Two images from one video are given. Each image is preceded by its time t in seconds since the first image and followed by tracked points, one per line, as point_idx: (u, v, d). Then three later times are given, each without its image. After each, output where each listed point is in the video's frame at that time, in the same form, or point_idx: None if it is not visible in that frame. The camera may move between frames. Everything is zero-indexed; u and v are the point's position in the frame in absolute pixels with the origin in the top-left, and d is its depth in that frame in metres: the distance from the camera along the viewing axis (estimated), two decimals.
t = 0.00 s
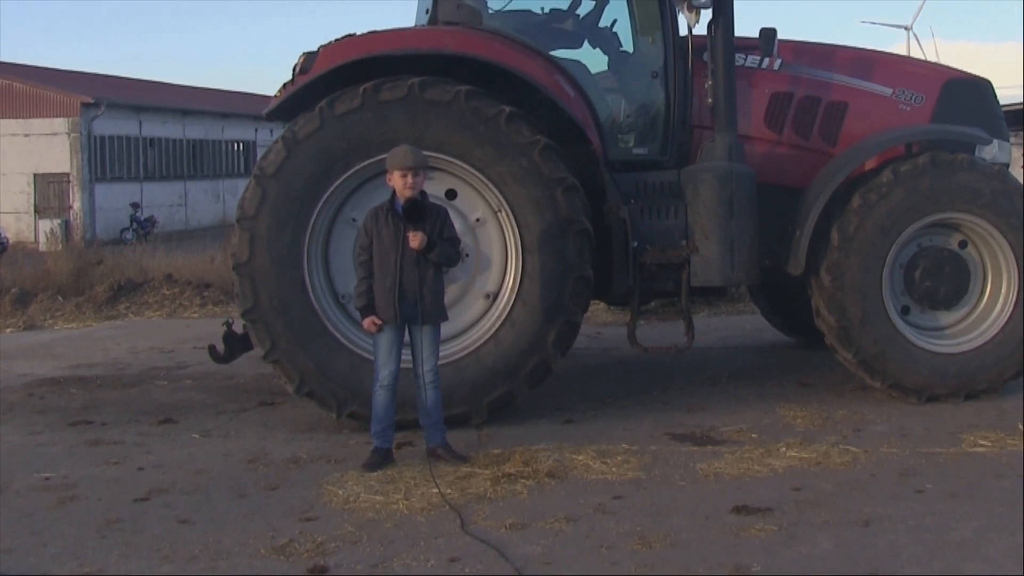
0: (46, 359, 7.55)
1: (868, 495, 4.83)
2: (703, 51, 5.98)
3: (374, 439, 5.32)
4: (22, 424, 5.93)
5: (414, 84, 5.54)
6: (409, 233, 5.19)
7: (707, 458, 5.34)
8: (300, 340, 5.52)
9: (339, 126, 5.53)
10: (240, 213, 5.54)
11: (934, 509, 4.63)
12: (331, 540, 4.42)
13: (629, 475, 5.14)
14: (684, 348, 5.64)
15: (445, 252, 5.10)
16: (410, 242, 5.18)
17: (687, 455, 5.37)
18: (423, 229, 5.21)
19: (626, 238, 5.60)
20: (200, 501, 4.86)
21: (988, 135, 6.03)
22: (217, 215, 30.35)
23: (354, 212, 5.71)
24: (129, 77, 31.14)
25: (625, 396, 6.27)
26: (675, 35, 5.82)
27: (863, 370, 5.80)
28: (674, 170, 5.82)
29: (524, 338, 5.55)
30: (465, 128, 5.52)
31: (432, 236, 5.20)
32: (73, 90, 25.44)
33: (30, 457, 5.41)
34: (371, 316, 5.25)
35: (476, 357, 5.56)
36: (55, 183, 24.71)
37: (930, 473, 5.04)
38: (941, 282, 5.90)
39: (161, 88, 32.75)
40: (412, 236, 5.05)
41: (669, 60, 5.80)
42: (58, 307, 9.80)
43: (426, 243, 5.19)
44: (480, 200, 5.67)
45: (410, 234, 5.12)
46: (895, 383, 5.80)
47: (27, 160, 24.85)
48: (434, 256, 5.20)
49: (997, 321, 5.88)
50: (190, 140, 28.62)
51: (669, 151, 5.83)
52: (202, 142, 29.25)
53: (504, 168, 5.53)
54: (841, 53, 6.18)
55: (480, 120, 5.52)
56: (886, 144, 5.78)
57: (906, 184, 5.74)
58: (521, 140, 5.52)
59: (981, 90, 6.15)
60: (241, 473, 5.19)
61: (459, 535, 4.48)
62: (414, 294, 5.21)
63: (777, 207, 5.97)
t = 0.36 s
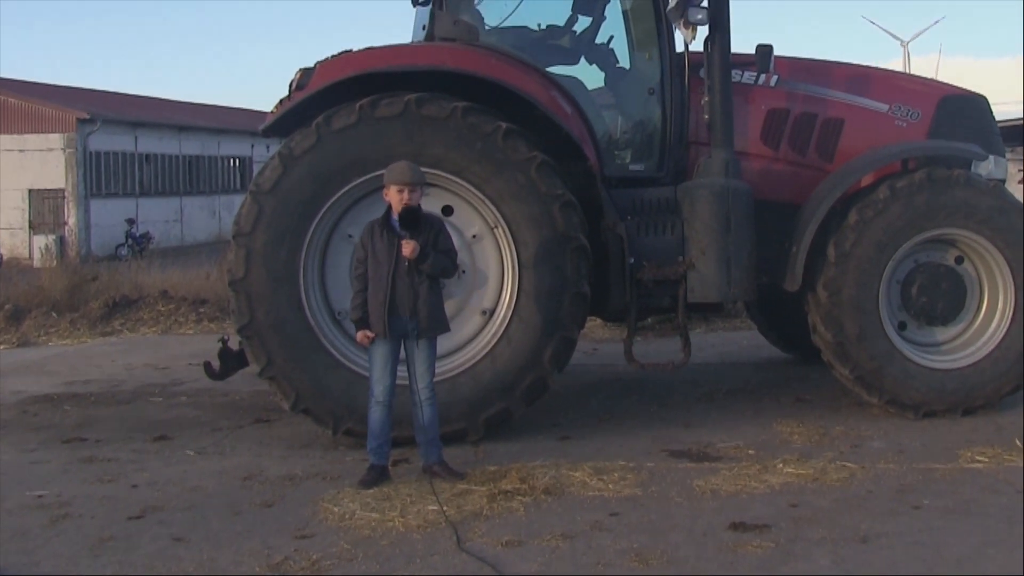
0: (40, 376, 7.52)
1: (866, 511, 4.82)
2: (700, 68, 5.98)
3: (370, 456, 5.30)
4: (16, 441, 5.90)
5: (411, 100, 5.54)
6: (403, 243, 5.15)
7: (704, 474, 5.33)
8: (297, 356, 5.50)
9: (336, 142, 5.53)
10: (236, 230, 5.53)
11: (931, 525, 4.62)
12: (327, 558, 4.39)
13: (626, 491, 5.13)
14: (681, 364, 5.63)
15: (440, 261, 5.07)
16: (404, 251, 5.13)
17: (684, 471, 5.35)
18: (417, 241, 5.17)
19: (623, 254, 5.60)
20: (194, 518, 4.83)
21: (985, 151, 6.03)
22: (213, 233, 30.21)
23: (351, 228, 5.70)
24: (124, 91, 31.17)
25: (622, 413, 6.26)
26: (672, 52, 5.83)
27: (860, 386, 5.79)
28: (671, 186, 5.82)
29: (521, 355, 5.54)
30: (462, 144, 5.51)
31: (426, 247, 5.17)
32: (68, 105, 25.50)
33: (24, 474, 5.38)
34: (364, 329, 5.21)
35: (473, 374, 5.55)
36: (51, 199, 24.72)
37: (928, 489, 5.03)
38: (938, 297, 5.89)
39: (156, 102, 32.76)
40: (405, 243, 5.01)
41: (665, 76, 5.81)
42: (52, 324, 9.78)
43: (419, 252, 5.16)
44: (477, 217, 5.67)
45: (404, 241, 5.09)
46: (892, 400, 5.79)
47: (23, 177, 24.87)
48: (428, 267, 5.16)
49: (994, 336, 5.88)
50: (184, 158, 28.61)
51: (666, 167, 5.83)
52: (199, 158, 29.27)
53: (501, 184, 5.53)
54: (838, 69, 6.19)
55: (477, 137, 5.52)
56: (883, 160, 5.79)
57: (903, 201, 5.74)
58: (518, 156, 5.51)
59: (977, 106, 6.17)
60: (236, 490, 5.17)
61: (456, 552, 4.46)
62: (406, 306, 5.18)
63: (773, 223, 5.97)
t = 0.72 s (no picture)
0: (38, 399, 7.51)
1: (866, 534, 4.80)
2: (699, 90, 5.97)
3: (368, 479, 5.28)
4: (13, 465, 5.89)
5: (409, 122, 5.55)
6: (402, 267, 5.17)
7: (703, 497, 5.32)
8: (294, 379, 5.49)
9: (334, 165, 5.53)
10: (235, 252, 5.52)
11: (931, 547, 4.61)
12: None
13: (624, 515, 5.11)
14: (680, 388, 5.62)
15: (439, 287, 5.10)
16: (402, 275, 5.14)
17: (683, 494, 5.34)
18: (416, 265, 5.20)
19: (622, 277, 5.58)
20: (192, 541, 4.82)
21: (984, 173, 6.03)
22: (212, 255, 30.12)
23: (349, 251, 5.70)
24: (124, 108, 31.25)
25: (621, 436, 6.24)
26: (671, 74, 5.84)
27: (860, 408, 5.78)
28: (669, 208, 5.82)
29: (519, 378, 5.53)
30: (460, 166, 5.52)
31: (425, 272, 5.20)
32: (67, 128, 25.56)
33: (21, 498, 5.36)
34: (362, 354, 5.24)
35: (471, 397, 5.54)
36: (49, 223, 24.75)
37: (928, 512, 5.01)
38: (937, 319, 5.89)
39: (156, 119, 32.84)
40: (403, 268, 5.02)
41: (664, 99, 5.82)
42: (51, 346, 9.79)
43: (416, 277, 5.16)
44: (475, 239, 5.67)
45: (401, 266, 5.08)
46: (891, 422, 5.77)
47: (22, 198, 24.90)
48: (426, 291, 5.20)
49: (994, 357, 5.87)
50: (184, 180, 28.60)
51: (664, 190, 5.83)
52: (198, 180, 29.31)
53: (499, 207, 5.53)
54: (836, 91, 6.19)
55: (476, 159, 5.53)
56: (881, 182, 5.78)
57: (901, 223, 5.74)
58: (516, 178, 5.52)
59: (976, 128, 6.16)
60: (234, 514, 5.15)
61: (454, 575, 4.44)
62: (403, 332, 5.18)
63: (772, 245, 5.97)
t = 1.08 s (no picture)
0: (38, 407, 7.52)
1: (865, 543, 4.80)
2: (699, 100, 5.97)
3: (368, 488, 5.28)
4: (13, 473, 5.90)
5: (409, 132, 5.57)
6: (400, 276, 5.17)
7: (702, 506, 5.32)
8: (295, 388, 5.50)
9: (335, 174, 5.54)
10: (235, 261, 5.53)
11: (930, 557, 4.61)
12: None
13: (624, 524, 5.12)
14: (680, 397, 5.62)
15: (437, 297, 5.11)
16: (401, 285, 5.16)
17: (682, 504, 5.34)
18: (415, 274, 5.20)
19: (622, 286, 5.59)
20: (192, 550, 4.82)
21: (984, 183, 6.03)
22: (212, 263, 30.17)
23: (350, 260, 5.71)
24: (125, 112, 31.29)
25: (620, 445, 6.25)
26: (671, 84, 5.84)
27: (859, 418, 5.78)
28: (669, 218, 5.83)
29: (519, 387, 5.54)
30: (461, 176, 5.54)
31: (424, 281, 5.20)
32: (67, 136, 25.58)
33: (22, 506, 5.37)
34: (362, 363, 5.27)
35: (471, 406, 5.55)
36: (50, 232, 24.76)
37: (927, 521, 5.02)
38: (937, 329, 5.89)
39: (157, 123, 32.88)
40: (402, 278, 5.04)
41: (664, 108, 5.83)
42: (51, 355, 9.80)
43: (416, 286, 5.18)
44: (476, 248, 5.69)
45: (400, 275, 5.10)
46: (891, 431, 5.78)
47: (22, 207, 24.93)
48: (426, 300, 5.20)
49: (995, 365, 5.88)
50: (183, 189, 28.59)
51: (665, 200, 5.83)
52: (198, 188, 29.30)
53: (500, 216, 5.55)
54: (836, 101, 6.20)
55: (476, 169, 5.54)
56: (881, 192, 5.79)
57: (901, 233, 5.75)
58: (516, 188, 5.53)
59: (976, 137, 6.16)
60: (234, 522, 5.16)
61: None
62: (402, 341, 5.20)
63: (772, 255, 5.97)
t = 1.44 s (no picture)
0: (37, 414, 7.51)
1: (867, 550, 4.79)
2: (699, 106, 5.97)
3: (368, 495, 5.27)
4: (12, 480, 5.88)
5: (409, 138, 5.59)
6: (402, 283, 5.19)
7: (703, 513, 5.31)
8: (295, 394, 5.49)
9: (335, 180, 5.55)
10: (235, 267, 5.53)
11: (932, 564, 4.60)
12: None
13: (625, 531, 5.10)
14: (680, 403, 5.61)
15: (438, 303, 5.11)
16: (402, 292, 5.17)
17: (683, 511, 5.33)
18: (416, 281, 5.21)
19: (622, 292, 5.59)
20: (191, 557, 4.81)
21: (983, 188, 6.03)
22: (212, 269, 30.18)
23: (350, 266, 5.72)
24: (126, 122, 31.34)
25: (621, 451, 6.23)
26: (671, 90, 5.85)
27: (860, 425, 5.77)
28: (669, 225, 5.83)
29: (519, 393, 5.54)
30: (461, 182, 5.55)
31: (425, 288, 5.21)
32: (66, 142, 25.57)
33: (21, 513, 5.35)
34: (362, 370, 5.24)
35: (471, 413, 5.54)
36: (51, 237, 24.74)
37: (929, 528, 5.00)
38: (938, 335, 5.88)
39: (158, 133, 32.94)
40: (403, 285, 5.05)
41: (664, 115, 5.83)
42: (51, 362, 9.79)
43: (417, 293, 5.18)
44: (476, 255, 5.69)
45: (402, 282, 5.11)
46: (891, 438, 5.77)
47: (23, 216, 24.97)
48: (426, 307, 5.21)
49: (998, 367, 5.87)
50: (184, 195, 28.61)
51: (664, 206, 5.84)
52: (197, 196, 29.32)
53: (500, 222, 5.55)
54: (836, 107, 6.20)
55: (476, 175, 5.55)
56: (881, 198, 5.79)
57: (901, 239, 5.75)
58: (516, 194, 5.54)
59: (975, 143, 6.17)
60: (234, 530, 5.14)
61: None
62: (402, 348, 5.19)
63: (773, 261, 5.97)
